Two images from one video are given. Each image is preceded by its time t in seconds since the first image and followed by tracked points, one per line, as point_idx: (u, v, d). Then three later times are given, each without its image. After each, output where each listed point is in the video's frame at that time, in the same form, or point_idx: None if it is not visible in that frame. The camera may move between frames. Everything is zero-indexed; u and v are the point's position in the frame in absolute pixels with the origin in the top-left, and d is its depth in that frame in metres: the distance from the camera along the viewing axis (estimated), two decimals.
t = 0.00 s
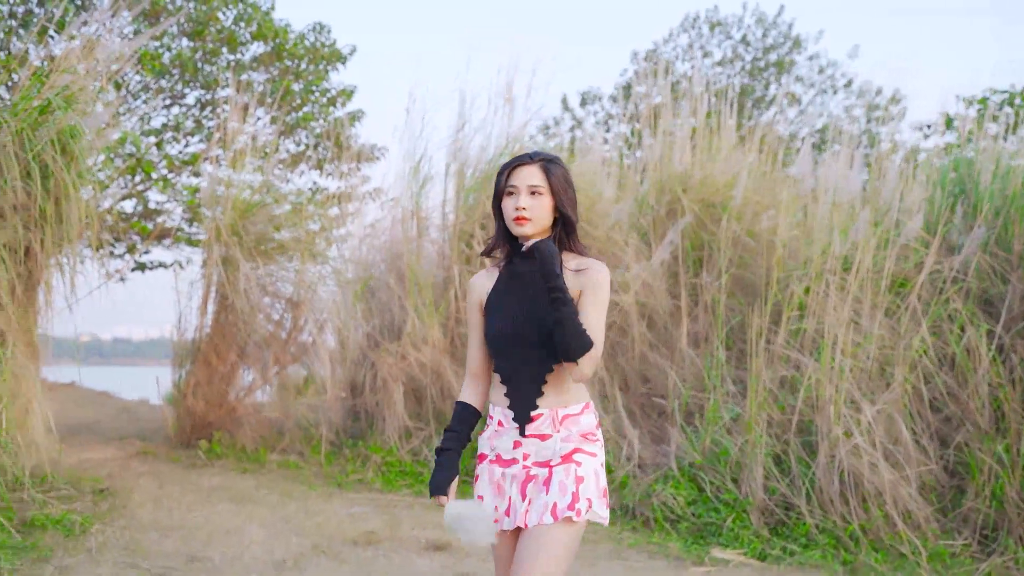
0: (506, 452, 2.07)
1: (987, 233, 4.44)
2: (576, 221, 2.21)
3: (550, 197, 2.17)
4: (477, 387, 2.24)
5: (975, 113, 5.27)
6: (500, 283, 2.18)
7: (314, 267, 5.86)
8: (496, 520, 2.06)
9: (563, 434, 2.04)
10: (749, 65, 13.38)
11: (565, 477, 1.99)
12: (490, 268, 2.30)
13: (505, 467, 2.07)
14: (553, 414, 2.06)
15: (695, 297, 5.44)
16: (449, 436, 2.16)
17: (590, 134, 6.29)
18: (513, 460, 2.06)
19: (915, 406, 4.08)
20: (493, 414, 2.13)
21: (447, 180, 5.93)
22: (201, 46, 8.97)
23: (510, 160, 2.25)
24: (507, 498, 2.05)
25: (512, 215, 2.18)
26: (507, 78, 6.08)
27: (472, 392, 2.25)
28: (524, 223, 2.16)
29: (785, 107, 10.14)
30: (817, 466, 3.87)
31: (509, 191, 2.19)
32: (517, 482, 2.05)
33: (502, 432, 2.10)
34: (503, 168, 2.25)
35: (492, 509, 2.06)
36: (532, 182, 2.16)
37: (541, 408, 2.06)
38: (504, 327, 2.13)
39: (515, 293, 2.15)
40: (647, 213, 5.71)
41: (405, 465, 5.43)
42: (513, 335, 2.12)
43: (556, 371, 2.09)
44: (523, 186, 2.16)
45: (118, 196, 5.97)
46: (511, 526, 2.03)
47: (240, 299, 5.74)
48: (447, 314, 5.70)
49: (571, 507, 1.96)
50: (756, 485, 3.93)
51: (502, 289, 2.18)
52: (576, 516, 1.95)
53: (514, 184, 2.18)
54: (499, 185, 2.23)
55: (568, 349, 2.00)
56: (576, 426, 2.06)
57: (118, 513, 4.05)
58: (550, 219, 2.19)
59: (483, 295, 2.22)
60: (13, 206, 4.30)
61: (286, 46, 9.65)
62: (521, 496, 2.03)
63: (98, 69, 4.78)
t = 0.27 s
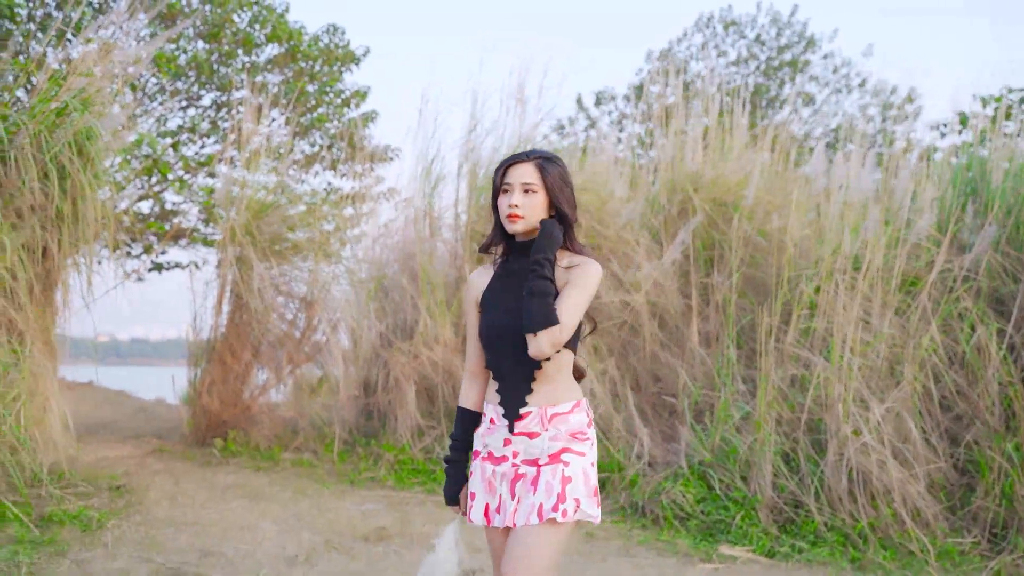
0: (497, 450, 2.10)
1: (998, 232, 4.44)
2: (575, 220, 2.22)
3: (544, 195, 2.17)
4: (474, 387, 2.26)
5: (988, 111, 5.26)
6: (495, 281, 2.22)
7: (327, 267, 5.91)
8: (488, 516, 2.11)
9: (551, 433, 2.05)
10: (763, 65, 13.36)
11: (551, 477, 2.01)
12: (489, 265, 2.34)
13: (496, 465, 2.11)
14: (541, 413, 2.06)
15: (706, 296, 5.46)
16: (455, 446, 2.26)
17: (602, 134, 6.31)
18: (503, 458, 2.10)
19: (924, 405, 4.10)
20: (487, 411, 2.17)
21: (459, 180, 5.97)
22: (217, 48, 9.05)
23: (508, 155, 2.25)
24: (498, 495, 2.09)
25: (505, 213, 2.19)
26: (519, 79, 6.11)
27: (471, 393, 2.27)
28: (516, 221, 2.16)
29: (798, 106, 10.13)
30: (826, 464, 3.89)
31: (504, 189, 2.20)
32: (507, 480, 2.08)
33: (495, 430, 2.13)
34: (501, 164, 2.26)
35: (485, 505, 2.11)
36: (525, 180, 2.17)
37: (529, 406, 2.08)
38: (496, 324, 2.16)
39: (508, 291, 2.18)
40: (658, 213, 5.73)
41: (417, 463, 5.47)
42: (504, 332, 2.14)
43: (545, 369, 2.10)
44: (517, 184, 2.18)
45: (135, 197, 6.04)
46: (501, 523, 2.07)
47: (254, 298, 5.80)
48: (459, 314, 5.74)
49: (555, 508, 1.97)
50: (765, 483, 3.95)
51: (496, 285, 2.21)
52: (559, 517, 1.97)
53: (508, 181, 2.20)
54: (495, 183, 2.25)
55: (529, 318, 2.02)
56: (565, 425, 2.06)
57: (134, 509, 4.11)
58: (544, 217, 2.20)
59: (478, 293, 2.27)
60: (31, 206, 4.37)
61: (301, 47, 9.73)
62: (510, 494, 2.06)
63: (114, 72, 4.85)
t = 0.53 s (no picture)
0: (483, 448, 2.14)
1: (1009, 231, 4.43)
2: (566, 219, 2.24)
3: (532, 193, 2.21)
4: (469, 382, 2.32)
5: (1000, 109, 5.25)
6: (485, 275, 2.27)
7: (340, 267, 5.96)
8: (477, 514, 2.15)
9: (533, 431, 2.07)
10: (777, 64, 13.33)
11: (532, 476, 2.04)
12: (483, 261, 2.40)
13: (483, 463, 2.14)
14: (522, 410, 2.09)
15: (716, 296, 5.47)
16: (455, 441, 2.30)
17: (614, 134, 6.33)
18: (489, 456, 2.13)
19: (933, 403, 4.10)
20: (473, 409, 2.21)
21: (470, 180, 6.01)
22: (231, 50, 9.13)
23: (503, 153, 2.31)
24: (485, 493, 2.13)
25: (495, 208, 2.24)
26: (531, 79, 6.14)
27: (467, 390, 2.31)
28: (503, 217, 2.21)
29: (812, 105, 10.11)
30: (835, 462, 3.91)
31: (495, 185, 2.25)
32: (493, 478, 2.12)
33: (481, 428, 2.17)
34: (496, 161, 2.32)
35: (473, 503, 2.15)
36: (514, 177, 2.22)
37: (511, 403, 2.11)
38: (479, 318, 2.20)
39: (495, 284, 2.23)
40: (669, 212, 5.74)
41: (429, 461, 5.51)
42: (484, 326, 2.18)
43: (523, 364, 2.12)
44: (506, 181, 2.23)
45: (151, 199, 6.11)
46: (490, 521, 2.11)
47: (268, 298, 5.86)
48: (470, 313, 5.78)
49: (536, 508, 2.01)
50: (774, 481, 3.96)
51: (486, 279, 2.27)
52: (541, 517, 2.00)
53: (499, 178, 2.25)
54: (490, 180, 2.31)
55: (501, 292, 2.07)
56: (546, 422, 2.08)
57: (150, 506, 4.17)
58: (533, 213, 2.24)
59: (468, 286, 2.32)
60: (49, 207, 4.43)
61: (315, 49, 9.80)
62: (497, 492, 2.09)
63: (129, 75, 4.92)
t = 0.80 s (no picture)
0: (468, 443, 2.13)
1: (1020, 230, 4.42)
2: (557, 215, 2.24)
3: (520, 190, 2.22)
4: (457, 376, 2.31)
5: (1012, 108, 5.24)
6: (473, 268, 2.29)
7: (351, 267, 6.00)
8: (465, 510, 2.12)
9: (515, 423, 2.06)
10: (790, 64, 13.30)
11: (516, 470, 2.02)
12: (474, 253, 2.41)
13: (469, 458, 2.13)
14: (504, 403, 2.08)
15: (726, 295, 5.48)
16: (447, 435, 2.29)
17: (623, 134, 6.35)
18: (474, 451, 2.11)
19: (942, 403, 4.12)
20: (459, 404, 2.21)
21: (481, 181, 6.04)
22: (245, 52, 9.21)
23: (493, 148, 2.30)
24: (472, 489, 2.11)
25: (484, 205, 2.25)
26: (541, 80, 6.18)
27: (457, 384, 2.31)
28: (492, 213, 2.23)
29: (824, 105, 10.09)
30: (842, 460, 3.93)
31: (485, 181, 2.26)
32: (478, 473, 2.10)
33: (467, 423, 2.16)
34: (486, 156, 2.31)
35: (461, 499, 2.13)
36: (503, 173, 2.22)
37: (494, 397, 2.10)
38: (464, 309, 2.21)
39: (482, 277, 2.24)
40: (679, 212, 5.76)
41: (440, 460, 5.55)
42: (468, 318, 2.18)
43: (506, 355, 2.12)
44: (495, 178, 2.23)
45: (165, 199, 6.18)
46: (478, 516, 2.08)
47: (280, 298, 5.91)
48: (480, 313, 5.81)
49: (520, 502, 1.98)
50: (782, 479, 3.98)
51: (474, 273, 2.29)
52: (525, 511, 1.98)
53: (488, 174, 2.25)
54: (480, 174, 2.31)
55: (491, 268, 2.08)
56: (529, 414, 2.07)
57: (163, 503, 4.22)
58: (521, 209, 2.24)
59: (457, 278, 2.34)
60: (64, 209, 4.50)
61: (327, 51, 9.86)
62: (483, 487, 2.08)
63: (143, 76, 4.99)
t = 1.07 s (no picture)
0: (454, 443, 2.13)
1: None
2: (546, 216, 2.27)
3: (508, 194, 2.24)
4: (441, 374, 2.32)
5: None
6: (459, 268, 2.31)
7: (363, 268, 6.05)
8: (449, 512, 2.11)
9: (501, 422, 2.07)
10: (805, 64, 13.26)
11: (503, 469, 2.03)
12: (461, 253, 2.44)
13: (455, 458, 2.13)
14: (490, 402, 2.10)
15: (736, 295, 5.49)
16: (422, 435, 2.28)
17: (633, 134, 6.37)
18: (460, 450, 2.12)
19: (951, 403, 4.13)
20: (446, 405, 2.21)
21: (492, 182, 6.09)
22: (259, 54, 9.29)
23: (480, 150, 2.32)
24: (457, 489, 2.11)
25: (472, 209, 2.28)
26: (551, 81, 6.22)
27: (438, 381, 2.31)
28: (480, 219, 2.25)
29: (838, 105, 10.08)
30: (850, 460, 3.95)
31: (472, 185, 2.28)
32: (464, 473, 2.10)
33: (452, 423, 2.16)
34: (473, 158, 2.33)
35: (445, 500, 2.12)
36: (490, 178, 2.24)
37: (479, 396, 2.12)
38: (452, 307, 2.22)
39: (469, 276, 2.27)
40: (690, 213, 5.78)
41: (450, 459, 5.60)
42: (457, 316, 2.19)
43: (493, 353, 2.14)
44: (482, 183, 2.25)
45: (180, 201, 6.25)
46: (463, 517, 2.08)
47: (293, 299, 5.97)
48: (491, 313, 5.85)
49: (509, 501, 2.00)
50: (790, 479, 4.00)
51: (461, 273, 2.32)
52: (514, 510, 2.00)
53: (475, 179, 2.27)
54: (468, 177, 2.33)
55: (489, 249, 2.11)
56: (514, 412, 2.08)
57: (177, 502, 4.28)
58: (509, 212, 2.27)
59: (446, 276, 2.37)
60: (80, 211, 4.57)
61: (340, 53, 9.93)
62: (469, 487, 2.08)
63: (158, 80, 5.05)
